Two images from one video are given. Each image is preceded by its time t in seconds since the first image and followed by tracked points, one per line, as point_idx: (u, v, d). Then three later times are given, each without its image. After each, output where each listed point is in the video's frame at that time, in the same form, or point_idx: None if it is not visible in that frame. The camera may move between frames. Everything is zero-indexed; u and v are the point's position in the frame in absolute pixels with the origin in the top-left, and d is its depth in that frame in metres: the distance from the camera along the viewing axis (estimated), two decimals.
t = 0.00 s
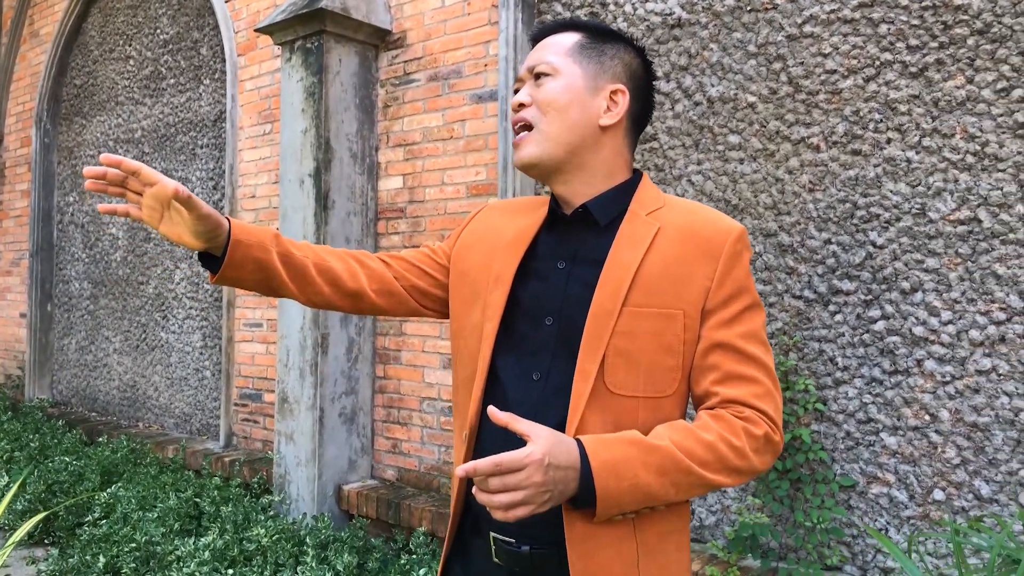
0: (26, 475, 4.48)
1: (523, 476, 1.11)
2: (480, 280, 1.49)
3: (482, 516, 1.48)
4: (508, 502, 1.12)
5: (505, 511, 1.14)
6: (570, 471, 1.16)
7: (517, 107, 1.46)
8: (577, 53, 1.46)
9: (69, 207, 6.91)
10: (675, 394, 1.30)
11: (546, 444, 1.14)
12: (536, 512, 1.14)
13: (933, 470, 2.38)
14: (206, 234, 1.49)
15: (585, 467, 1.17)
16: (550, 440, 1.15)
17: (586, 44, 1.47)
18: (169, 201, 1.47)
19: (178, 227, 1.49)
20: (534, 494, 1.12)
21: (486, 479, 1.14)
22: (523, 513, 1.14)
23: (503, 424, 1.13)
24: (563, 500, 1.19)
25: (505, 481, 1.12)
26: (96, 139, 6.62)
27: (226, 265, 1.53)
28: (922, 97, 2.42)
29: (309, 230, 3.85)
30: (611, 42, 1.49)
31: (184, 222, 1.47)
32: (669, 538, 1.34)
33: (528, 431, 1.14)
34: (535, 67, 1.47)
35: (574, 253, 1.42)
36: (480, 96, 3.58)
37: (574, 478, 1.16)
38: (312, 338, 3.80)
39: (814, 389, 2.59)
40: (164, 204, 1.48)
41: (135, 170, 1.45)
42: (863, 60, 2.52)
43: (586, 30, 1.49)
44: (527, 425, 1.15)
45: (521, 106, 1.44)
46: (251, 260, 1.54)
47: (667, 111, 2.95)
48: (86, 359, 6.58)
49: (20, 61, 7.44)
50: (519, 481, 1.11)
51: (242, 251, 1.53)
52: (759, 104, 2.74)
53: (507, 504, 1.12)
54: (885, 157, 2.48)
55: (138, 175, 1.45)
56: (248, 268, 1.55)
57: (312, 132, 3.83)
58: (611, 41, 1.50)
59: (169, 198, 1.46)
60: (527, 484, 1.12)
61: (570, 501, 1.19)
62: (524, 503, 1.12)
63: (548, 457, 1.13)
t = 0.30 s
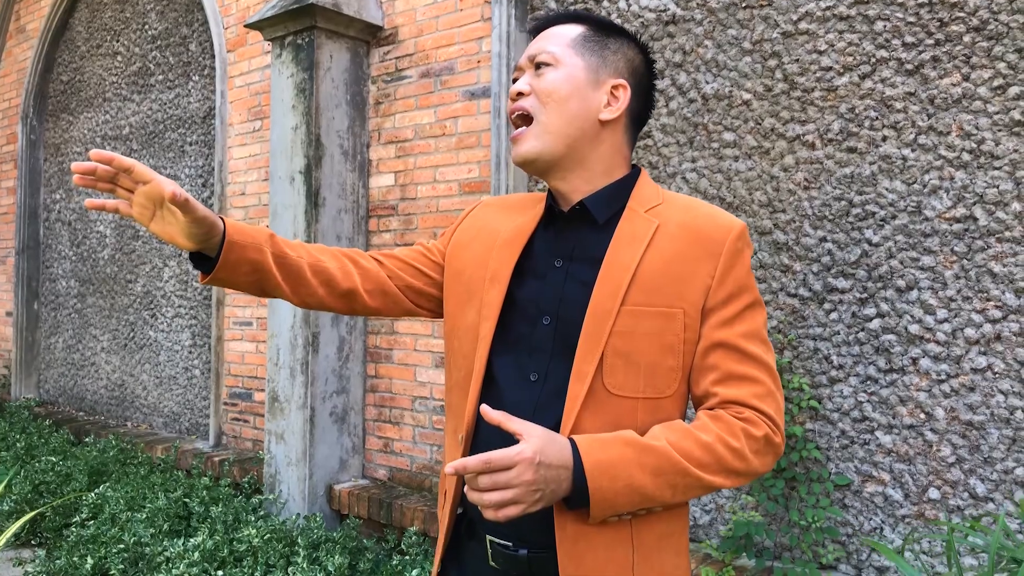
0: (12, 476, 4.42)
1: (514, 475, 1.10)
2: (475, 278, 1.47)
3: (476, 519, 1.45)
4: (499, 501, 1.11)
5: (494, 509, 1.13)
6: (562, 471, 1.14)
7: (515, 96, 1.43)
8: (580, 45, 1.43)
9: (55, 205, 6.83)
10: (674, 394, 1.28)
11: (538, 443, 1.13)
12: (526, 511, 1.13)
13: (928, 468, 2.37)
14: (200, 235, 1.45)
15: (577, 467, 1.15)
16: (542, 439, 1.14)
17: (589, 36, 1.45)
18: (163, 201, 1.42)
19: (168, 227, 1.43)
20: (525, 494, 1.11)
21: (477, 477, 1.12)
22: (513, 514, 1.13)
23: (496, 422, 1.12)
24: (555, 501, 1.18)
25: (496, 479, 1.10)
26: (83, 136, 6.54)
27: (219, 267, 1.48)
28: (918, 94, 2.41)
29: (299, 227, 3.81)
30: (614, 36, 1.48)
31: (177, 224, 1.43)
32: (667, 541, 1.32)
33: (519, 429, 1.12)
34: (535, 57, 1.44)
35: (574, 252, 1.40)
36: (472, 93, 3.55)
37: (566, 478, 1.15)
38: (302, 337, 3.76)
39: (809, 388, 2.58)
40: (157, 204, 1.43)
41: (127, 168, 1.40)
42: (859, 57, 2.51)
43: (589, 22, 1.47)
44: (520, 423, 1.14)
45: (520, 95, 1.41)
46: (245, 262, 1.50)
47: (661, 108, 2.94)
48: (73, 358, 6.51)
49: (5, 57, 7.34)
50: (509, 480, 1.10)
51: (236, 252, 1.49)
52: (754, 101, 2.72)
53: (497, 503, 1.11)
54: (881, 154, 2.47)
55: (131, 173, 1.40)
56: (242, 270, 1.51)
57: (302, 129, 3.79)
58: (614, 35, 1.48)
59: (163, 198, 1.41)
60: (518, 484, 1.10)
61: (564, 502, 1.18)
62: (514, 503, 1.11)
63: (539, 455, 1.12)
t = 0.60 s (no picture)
0: None
1: (507, 478, 1.09)
2: (469, 279, 1.45)
3: (470, 522, 1.44)
4: (492, 503, 1.09)
5: (487, 512, 1.11)
6: (555, 473, 1.13)
7: (511, 94, 1.41)
8: (577, 42, 1.41)
9: (42, 204, 6.77)
10: (671, 397, 1.27)
11: (531, 444, 1.11)
12: (519, 514, 1.12)
13: (920, 468, 2.38)
14: (197, 239, 1.43)
15: (571, 469, 1.14)
16: (536, 441, 1.12)
17: (587, 33, 1.43)
18: (161, 204, 1.40)
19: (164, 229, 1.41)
20: (518, 496, 1.10)
21: (469, 479, 1.11)
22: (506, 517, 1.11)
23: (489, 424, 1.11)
24: (549, 503, 1.17)
25: (489, 481, 1.09)
26: (70, 134, 6.48)
27: (215, 270, 1.46)
28: (911, 95, 2.41)
29: (290, 227, 3.78)
30: (611, 33, 1.46)
31: (174, 227, 1.41)
32: (663, 543, 1.31)
33: (513, 431, 1.11)
34: (531, 55, 1.42)
35: (571, 252, 1.39)
36: (464, 92, 3.53)
37: (560, 481, 1.14)
38: (293, 337, 3.74)
39: (802, 388, 2.58)
40: (153, 207, 1.41)
41: (123, 170, 1.37)
42: (851, 57, 2.51)
43: (586, 18, 1.45)
44: (513, 425, 1.12)
45: (517, 93, 1.39)
46: (240, 265, 1.48)
47: (654, 108, 2.93)
48: (60, 358, 6.45)
49: None
50: (501, 483, 1.09)
51: (232, 255, 1.46)
52: (747, 101, 2.72)
53: (490, 505, 1.10)
54: (874, 155, 2.48)
55: (128, 175, 1.37)
56: (238, 274, 1.49)
57: (293, 128, 3.76)
58: (612, 31, 1.47)
59: (161, 201, 1.39)
60: (510, 486, 1.09)
61: (558, 504, 1.17)
62: (507, 505, 1.10)
63: (533, 458, 1.11)
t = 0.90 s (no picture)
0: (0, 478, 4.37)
1: (523, 473, 1.10)
2: (484, 279, 1.47)
3: (485, 521, 1.45)
4: (507, 497, 1.11)
5: (502, 506, 1.13)
6: (570, 469, 1.15)
7: (527, 97, 1.42)
8: (592, 45, 1.43)
9: (40, 204, 6.75)
10: (686, 397, 1.29)
11: (547, 440, 1.13)
12: (534, 509, 1.13)
13: (923, 467, 2.40)
14: (228, 241, 1.44)
15: (586, 466, 1.16)
16: (551, 437, 1.14)
17: (601, 35, 1.44)
18: (194, 205, 1.42)
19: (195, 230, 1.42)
20: (534, 491, 1.11)
21: (485, 473, 1.12)
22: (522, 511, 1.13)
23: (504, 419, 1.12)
24: (563, 499, 1.18)
25: (504, 476, 1.10)
26: (69, 134, 6.47)
27: (243, 271, 1.46)
28: (913, 96, 2.43)
29: (292, 227, 3.79)
30: (625, 34, 1.47)
31: (206, 228, 1.42)
32: (677, 541, 1.33)
33: (528, 427, 1.12)
34: (546, 58, 1.43)
35: (586, 253, 1.40)
36: (467, 93, 3.54)
37: (574, 477, 1.15)
38: (295, 337, 3.74)
39: (805, 387, 2.60)
40: (186, 208, 1.42)
41: (158, 171, 1.40)
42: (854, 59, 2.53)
43: (600, 20, 1.46)
44: (529, 421, 1.14)
45: (533, 98, 1.40)
46: (268, 266, 1.48)
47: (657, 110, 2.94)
48: (59, 358, 6.44)
49: None
50: (517, 478, 1.10)
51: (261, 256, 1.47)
52: (750, 102, 2.74)
53: (505, 499, 1.11)
54: (876, 156, 2.50)
55: (163, 176, 1.39)
56: (265, 276, 1.49)
57: (295, 128, 3.77)
58: (625, 32, 1.48)
59: (195, 202, 1.41)
60: (526, 480, 1.10)
61: (572, 501, 1.18)
62: (522, 500, 1.11)
63: (548, 454, 1.12)
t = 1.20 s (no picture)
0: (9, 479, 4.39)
1: (538, 468, 1.12)
2: (503, 285, 1.49)
3: (501, 523, 1.47)
4: (522, 491, 1.13)
5: (518, 500, 1.15)
6: (584, 466, 1.17)
7: (542, 109, 1.44)
8: (605, 54, 1.45)
9: (45, 205, 6.77)
10: (701, 400, 1.31)
11: (562, 436, 1.15)
12: (548, 503, 1.15)
13: (929, 468, 2.42)
14: (270, 257, 1.46)
15: (601, 463, 1.18)
16: (566, 433, 1.16)
17: (615, 44, 1.46)
18: (241, 222, 1.43)
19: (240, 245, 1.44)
20: (549, 486, 1.13)
21: (501, 468, 1.15)
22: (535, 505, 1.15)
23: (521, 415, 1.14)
24: (577, 496, 1.20)
25: (520, 470, 1.13)
26: (75, 136, 6.50)
27: (283, 286, 1.48)
28: (919, 100, 2.45)
29: (300, 229, 3.81)
30: (637, 41, 1.49)
31: (251, 244, 1.44)
32: (691, 541, 1.35)
33: (544, 423, 1.15)
34: (561, 70, 1.46)
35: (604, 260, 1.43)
36: (474, 96, 3.57)
37: (588, 475, 1.17)
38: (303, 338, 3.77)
39: (811, 389, 2.62)
40: (231, 223, 1.44)
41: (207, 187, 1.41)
42: (860, 63, 2.56)
43: (612, 29, 1.48)
44: (545, 417, 1.16)
45: (549, 109, 1.42)
46: (307, 281, 1.51)
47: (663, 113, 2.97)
48: (65, 359, 6.47)
49: None
50: (533, 472, 1.12)
51: (300, 272, 1.49)
52: (756, 106, 2.76)
53: (520, 493, 1.13)
54: (882, 159, 2.52)
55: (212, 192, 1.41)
56: (302, 290, 1.51)
57: (303, 131, 3.79)
58: (637, 39, 1.50)
59: (241, 218, 1.43)
60: (540, 475, 1.13)
61: (587, 498, 1.20)
62: (537, 494, 1.14)
63: (563, 450, 1.14)
